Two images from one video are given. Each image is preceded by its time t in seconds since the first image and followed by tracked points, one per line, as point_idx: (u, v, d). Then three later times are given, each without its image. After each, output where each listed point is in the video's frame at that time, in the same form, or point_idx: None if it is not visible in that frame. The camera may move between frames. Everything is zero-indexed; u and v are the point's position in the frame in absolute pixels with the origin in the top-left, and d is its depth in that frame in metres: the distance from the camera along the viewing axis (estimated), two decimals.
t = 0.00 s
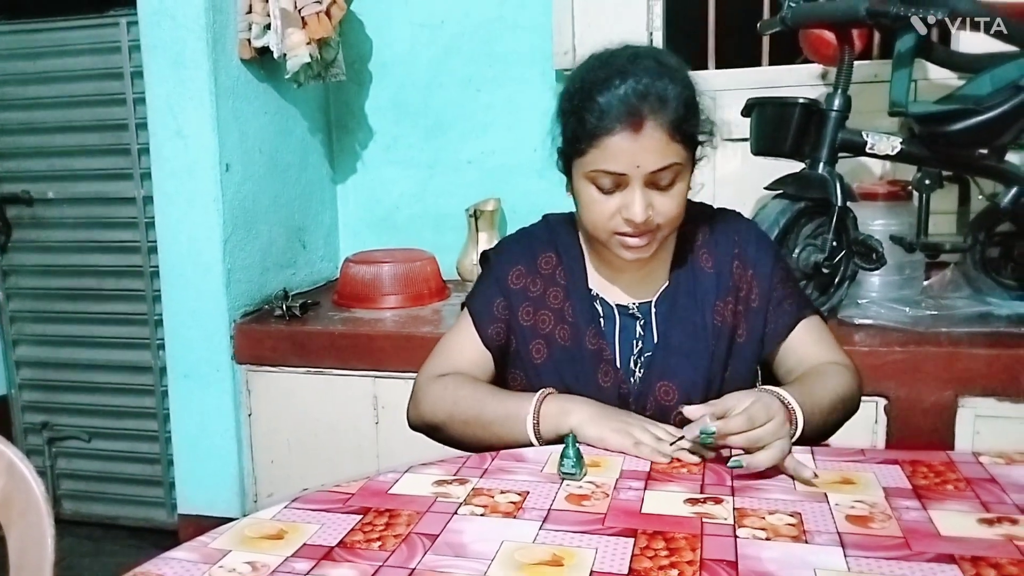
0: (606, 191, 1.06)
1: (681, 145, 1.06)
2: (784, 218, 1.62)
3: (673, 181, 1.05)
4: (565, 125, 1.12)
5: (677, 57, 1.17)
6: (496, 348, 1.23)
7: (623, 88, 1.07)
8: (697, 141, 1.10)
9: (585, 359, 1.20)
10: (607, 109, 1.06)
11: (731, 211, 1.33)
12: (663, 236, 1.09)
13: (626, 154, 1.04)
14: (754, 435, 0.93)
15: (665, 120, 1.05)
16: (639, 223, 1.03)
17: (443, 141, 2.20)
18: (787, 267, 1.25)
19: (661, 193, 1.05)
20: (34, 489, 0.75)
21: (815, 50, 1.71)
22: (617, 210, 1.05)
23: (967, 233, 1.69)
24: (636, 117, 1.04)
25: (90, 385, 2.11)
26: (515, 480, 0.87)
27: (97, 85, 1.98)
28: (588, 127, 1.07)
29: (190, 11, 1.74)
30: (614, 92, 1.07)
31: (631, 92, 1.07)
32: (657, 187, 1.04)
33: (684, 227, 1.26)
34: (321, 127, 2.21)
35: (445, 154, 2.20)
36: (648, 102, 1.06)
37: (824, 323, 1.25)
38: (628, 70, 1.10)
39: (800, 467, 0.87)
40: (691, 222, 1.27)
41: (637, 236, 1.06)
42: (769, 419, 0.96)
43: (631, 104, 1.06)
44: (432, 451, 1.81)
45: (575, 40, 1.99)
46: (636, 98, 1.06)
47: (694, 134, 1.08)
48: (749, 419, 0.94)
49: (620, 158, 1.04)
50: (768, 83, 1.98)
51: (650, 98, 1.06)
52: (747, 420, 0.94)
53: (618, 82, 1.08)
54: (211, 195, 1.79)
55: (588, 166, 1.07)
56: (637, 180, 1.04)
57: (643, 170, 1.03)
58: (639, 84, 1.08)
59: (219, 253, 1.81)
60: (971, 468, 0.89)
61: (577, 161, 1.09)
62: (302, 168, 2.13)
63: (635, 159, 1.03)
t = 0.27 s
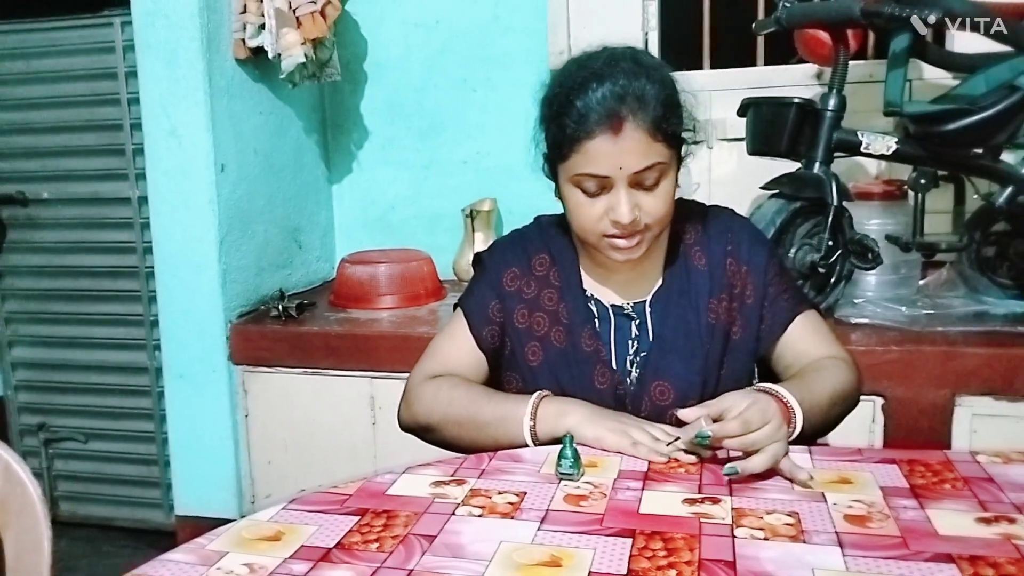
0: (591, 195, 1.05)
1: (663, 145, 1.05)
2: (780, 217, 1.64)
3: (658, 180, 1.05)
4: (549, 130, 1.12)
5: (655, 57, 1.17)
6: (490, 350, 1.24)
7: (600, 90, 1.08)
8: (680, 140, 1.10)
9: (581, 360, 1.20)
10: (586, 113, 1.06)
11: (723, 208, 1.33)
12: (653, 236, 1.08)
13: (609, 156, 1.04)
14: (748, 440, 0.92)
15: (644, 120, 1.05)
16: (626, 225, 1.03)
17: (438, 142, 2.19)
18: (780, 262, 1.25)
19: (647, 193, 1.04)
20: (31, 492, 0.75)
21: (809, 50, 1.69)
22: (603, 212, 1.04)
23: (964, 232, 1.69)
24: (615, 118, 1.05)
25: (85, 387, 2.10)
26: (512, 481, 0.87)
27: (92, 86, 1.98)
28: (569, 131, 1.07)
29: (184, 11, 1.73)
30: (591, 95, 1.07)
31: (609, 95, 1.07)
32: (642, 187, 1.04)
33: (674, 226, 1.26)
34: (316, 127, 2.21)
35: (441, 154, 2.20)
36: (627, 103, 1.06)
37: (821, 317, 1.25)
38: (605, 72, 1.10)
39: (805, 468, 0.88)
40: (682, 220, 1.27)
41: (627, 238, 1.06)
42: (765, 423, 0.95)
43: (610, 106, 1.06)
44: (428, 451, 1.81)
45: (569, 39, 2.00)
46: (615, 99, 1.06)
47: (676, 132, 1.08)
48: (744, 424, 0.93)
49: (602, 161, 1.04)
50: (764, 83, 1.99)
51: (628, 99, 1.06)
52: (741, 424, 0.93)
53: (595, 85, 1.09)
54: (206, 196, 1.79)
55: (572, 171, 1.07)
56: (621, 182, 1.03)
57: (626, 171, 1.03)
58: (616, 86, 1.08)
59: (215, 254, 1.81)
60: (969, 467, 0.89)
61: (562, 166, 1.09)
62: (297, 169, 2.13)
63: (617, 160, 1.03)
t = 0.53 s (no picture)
0: (590, 199, 1.05)
1: (659, 145, 1.05)
2: (783, 218, 1.63)
3: (657, 181, 1.04)
4: (546, 134, 1.12)
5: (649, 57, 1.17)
6: (492, 354, 1.24)
7: (593, 93, 1.08)
8: (676, 141, 1.10)
9: (582, 363, 1.21)
10: (580, 116, 1.06)
11: (724, 207, 1.33)
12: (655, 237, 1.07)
13: (605, 159, 1.03)
14: (746, 444, 0.92)
15: (638, 121, 1.05)
16: (625, 227, 1.02)
17: (441, 142, 2.20)
18: (783, 262, 1.25)
19: (645, 194, 1.04)
20: (35, 492, 0.75)
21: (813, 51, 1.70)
22: (602, 216, 1.04)
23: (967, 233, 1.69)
24: (608, 121, 1.05)
25: (89, 387, 2.11)
26: (515, 481, 0.87)
27: (95, 87, 1.98)
28: (564, 136, 1.07)
29: (187, 12, 1.73)
30: (584, 99, 1.08)
31: (602, 97, 1.07)
32: (640, 189, 1.03)
33: (676, 225, 1.26)
34: (319, 128, 2.21)
35: (444, 155, 2.20)
36: (620, 105, 1.06)
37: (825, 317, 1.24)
38: (597, 75, 1.10)
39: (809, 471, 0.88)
40: (684, 220, 1.27)
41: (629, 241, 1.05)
42: (764, 427, 0.95)
43: (603, 108, 1.06)
44: (431, 452, 1.81)
45: (572, 41, 2.02)
46: (608, 102, 1.06)
47: (672, 132, 1.08)
48: (742, 428, 0.93)
49: (598, 164, 1.03)
50: (767, 83, 1.99)
51: (620, 100, 1.06)
52: (740, 428, 0.93)
53: (588, 88, 1.09)
54: (210, 197, 1.79)
55: (570, 176, 1.07)
56: (619, 185, 1.03)
57: (623, 173, 1.02)
58: (609, 88, 1.08)
59: (218, 255, 1.81)
60: (971, 467, 0.89)
61: (559, 171, 1.09)
62: (300, 170, 2.13)
63: (613, 163, 1.03)
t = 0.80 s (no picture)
0: (590, 208, 1.05)
1: (659, 152, 1.05)
2: (785, 221, 1.63)
3: (658, 188, 1.04)
4: (545, 143, 1.12)
5: (648, 63, 1.17)
6: (494, 359, 1.24)
7: (591, 102, 1.08)
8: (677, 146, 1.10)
9: (584, 368, 1.21)
10: (579, 125, 1.06)
11: (727, 210, 1.33)
12: (657, 243, 1.08)
13: (605, 168, 1.03)
14: (749, 447, 0.92)
15: (638, 129, 1.05)
16: (627, 235, 1.03)
17: (444, 146, 2.20)
18: (785, 265, 1.25)
19: (646, 201, 1.04)
20: (39, 496, 0.75)
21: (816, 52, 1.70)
22: (603, 224, 1.04)
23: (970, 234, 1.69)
24: (608, 129, 1.05)
25: (92, 392, 2.11)
26: (517, 484, 0.87)
27: (98, 93, 1.99)
28: (564, 145, 1.07)
29: (190, 18, 1.74)
30: (582, 108, 1.08)
31: (600, 105, 1.07)
32: (641, 196, 1.04)
33: (678, 229, 1.26)
34: (322, 133, 2.22)
35: (446, 159, 2.20)
36: (619, 113, 1.06)
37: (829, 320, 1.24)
38: (595, 83, 1.10)
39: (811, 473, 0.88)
40: (686, 223, 1.27)
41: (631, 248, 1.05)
42: (765, 429, 0.96)
43: (602, 117, 1.06)
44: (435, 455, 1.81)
45: (574, 45, 2.03)
46: (606, 110, 1.06)
47: (672, 138, 1.08)
48: (744, 432, 0.93)
49: (598, 173, 1.04)
50: (769, 85, 1.99)
51: (619, 108, 1.06)
52: (742, 431, 0.93)
53: (586, 96, 1.09)
54: (213, 201, 1.80)
55: (570, 185, 1.07)
56: (620, 193, 1.03)
57: (623, 181, 1.03)
58: (607, 96, 1.08)
59: (222, 259, 1.82)
60: (975, 469, 0.89)
61: (560, 180, 1.10)
62: (303, 174, 2.14)
63: (613, 171, 1.03)
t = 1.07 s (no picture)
0: (587, 210, 1.05)
1: (652, 150, 1.05)
2: (780, 219, 1.63)
3: (653, 186, 1.04)
4: (538, 147, 1.12)
5: (636, 59, 1.17)
6: (490, 357, 1.24)
7: (582, 104, 1.07)
8: (671, 144, 1.09)
9: (580, 367, 1.21)
10: (571, 128, 1.06)
11: (725, 210, 1.33)
12: (656, 240, 1.08)
13: (599, 170, 1.03)
14: (744, 445, 0.93)
15: (630, 129, 1.04)
16: (625, 235, 1.03)
17: (439, 143, 2.19)
18: (782, 266, 1.25)
19: (642, 200, 1.04)
20: (30, 491, 0.75)
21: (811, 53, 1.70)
22: (601, 224, 1.05)
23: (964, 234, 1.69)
24: (600, 131, 1.04)
25: (85, 387, 2.11)
26: (511, 482, 0.87)
27: (93, 87, 1.98)
28: (557, 149, 1.07)
29: (186, 12, 1.73)
30: (573, 110, 1.07)
31: (591, 107, 1.07)
32: (637, 196, 1.03)
33: (675, 228, 1.26)
34: (317, 128, 2.21)
35: (441, 155, 2.20)
36: (609, 114, 1.06)
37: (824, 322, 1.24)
38: (584, 85, 1.10)
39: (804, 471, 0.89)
40: (683, 223, 1.27)
41: (631, 247, 1.05)
42: (761, 428, 0.96)
43: (594, 118, 1.05)
44: (428, 452, 1.81)
45: (570, 42, 2.02)
46: (597, 112, 1.06)
47: (665, 135, 1.07)
48: (739, 429, 0.94)
49: (592, 176, 1.03)
50: (764, 84, 1.99)
51: (611, 109, 1.06)
52: (737, 429, 0.94)
53: (576, 98, 1.08)
54: (207, 196, 1.79)
55: (565, 189, 1.07)
56: (615, 194, 1.03)
57: (618, 182, 1.02)
58: (597, 98, 1.08)
59: (216, 255, 1.81)
60: (968, 469, 0.89)
61: (555, 184, 1.09)
62: (298, 170, 2.13)
63: (608, 174, 1.03)
